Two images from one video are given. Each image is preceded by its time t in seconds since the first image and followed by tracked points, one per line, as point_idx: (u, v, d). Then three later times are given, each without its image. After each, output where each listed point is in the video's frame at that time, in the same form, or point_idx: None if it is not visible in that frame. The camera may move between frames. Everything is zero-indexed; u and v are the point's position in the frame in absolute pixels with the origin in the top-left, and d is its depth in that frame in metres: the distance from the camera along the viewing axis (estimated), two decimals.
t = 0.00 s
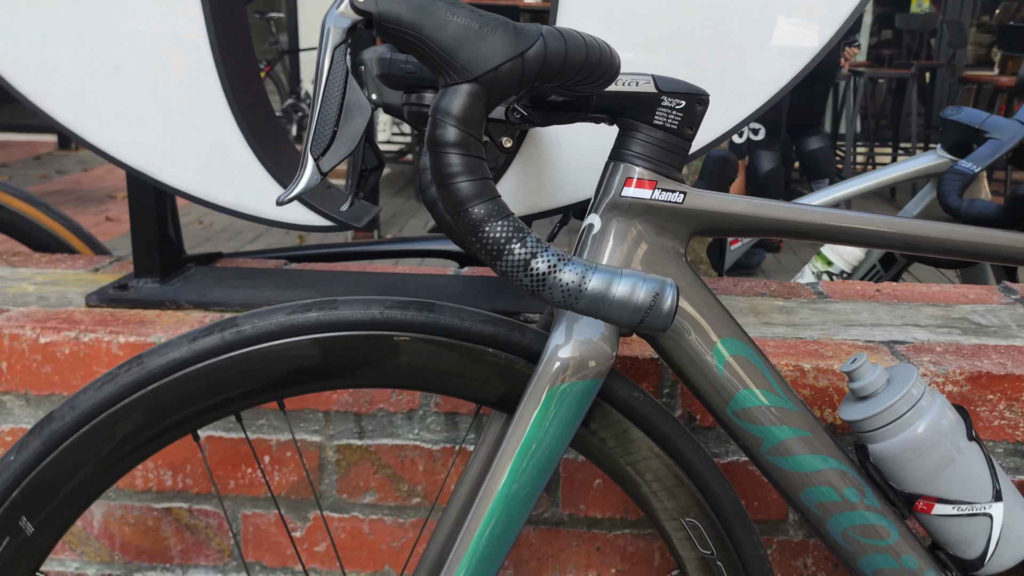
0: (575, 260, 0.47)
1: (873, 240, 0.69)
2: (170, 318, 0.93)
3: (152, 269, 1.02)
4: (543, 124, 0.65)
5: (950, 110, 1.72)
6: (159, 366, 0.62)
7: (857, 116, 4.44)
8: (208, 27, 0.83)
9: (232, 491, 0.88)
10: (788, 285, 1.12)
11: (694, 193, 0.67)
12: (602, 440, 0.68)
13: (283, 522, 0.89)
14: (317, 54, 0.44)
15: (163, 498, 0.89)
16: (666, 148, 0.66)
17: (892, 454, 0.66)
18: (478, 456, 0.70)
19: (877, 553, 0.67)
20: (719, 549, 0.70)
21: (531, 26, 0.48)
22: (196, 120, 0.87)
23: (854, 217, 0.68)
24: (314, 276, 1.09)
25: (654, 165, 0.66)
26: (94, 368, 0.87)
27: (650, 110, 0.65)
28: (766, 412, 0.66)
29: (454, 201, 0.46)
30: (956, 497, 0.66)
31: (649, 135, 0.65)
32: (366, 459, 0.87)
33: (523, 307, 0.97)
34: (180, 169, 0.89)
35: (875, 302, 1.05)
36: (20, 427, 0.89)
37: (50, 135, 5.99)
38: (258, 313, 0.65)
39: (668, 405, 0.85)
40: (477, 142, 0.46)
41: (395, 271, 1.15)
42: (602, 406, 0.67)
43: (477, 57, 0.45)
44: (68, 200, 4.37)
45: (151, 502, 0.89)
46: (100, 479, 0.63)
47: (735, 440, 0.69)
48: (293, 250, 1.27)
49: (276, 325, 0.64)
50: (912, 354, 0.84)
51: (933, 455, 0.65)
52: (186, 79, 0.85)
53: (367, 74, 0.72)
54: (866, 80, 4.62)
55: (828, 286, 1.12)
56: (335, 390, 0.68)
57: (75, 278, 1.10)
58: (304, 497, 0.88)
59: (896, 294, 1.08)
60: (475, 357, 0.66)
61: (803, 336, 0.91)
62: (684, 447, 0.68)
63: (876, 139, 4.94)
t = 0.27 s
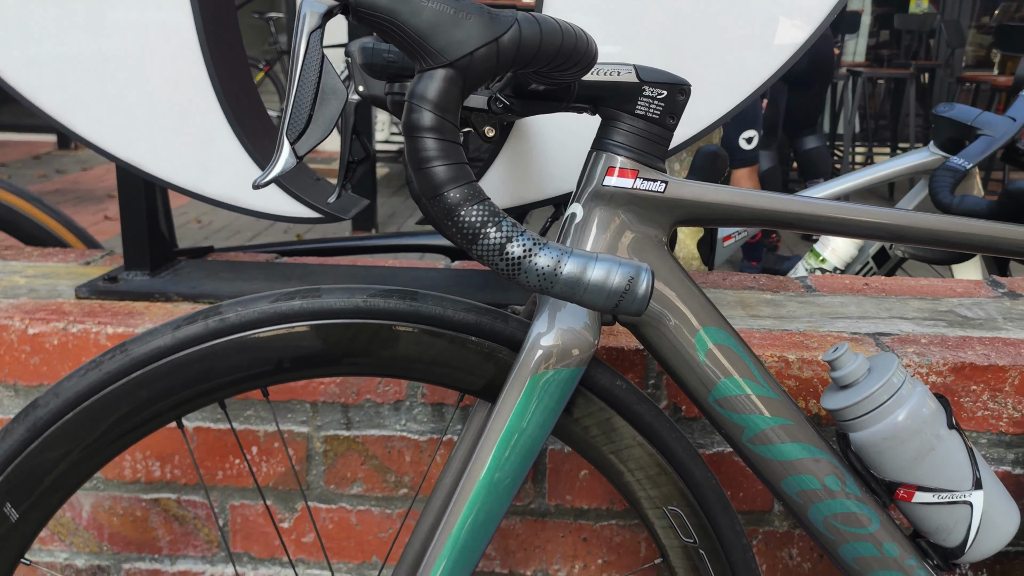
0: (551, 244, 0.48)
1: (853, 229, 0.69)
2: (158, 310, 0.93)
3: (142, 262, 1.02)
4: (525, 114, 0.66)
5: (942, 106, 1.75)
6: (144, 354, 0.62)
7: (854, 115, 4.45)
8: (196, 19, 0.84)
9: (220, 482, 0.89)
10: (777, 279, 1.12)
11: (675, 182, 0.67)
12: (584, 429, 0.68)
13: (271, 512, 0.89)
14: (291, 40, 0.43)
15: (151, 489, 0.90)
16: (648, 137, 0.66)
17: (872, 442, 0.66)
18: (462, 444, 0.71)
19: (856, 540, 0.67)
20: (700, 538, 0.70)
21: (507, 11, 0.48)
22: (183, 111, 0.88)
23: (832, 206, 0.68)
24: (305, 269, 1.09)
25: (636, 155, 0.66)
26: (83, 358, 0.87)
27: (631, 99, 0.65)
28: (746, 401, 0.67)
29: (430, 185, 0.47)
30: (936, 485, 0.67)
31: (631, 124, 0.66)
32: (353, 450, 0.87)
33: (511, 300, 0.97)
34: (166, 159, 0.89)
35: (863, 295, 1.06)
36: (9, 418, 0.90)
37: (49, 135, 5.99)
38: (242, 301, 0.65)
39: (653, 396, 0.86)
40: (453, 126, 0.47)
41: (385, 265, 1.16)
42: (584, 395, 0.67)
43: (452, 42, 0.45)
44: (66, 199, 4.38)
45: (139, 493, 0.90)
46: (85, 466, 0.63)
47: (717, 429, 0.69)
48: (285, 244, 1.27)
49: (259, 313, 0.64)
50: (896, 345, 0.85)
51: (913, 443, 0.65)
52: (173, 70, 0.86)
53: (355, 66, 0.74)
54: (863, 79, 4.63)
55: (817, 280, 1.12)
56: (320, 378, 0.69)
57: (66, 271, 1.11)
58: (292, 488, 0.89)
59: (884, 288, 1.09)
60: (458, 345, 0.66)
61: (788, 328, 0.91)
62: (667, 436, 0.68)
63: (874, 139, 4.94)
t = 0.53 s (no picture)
0: (529, 230, 0.48)
1: (835, 219, 0.70)
2: (148, 303, 0.93)
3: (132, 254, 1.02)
4: (509, 104, 0.66)
5: (936, 103, 1.75)
6: (128, 342, 0.63)
7: (852, 114, 4.45)
8: (185, 12, 0.84)
9: (208, 473, 0.89)
10: (767, 273, 1.12)
11: (658, 172, 0.67)
12: (569, 418, 0.69)
13: (259, 504, 0.89)
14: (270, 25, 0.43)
15: (140, 480, 0.90)
16: (631, 127, 0.66)
17: (854, 432, 0.66)
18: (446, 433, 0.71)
19: (839, 530, 0.67)
20: (684, 527, 0.70)
21: None
22: (172, 103, 0.88)
23: (812, 195, 0.68)
24: (295, 262, 1.09)
25: (619, 145, 0.66)
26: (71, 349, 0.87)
27: (614, 90, 0.65)
28: (729, 390, 0.67)
29: (407, 171, 0.47)
30: (918, 474, 0.67)
31: (614, 114, 0.66)
32: (341, 442, 0.87)
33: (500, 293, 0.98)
34: (155, 151, 0.89)
35: (852, 289, 1.06)
36: None
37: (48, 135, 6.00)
38: (226, 290, 0.65)
39: (640, 388, 0.86)
40: (430, 112, 0.47)
41: (376, 259, 1.16)
42: (568, 384, 0.67)
43: (428, 28, 0.45)
44: (65, 198, 4.38)
45: (128, 484, 0.90)
46: (69, 454, 0.63)
47: (701, 418, 0.69)
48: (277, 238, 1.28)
49: (244, 301, 0.64)
50: (882, 337, 0.85)
51: (895, 432, 0.66)
52: (162, 63, 0.86)
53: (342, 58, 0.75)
54: (861, 78, 4.63)
55: (806, 274, 1.12)
56: (304, 367, 0.69)
57: (58, 265, 1.11)
58: (280, 480, 0.89)
59: (873, 282, 1.09)
60: (442, 334, 0.67)
61: (775, 320, 0.92)
62: (650, 425, 0.69)
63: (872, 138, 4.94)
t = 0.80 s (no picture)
0: (506, 215, 0.48)
1: (819, 209, 0.70)
2: (137, 295, 0.93)
3: (122, 247, 1.02)
4: (493, 93, 0.66)
5: (929, 100, 1.76)
6: (112, 330, 0.63)
7: (850, 112, 4.45)
8: (173, 6, 0.84)
9: (196, 464, 0.89)
10: (757, 267, 1.12)
11: (642, 161, 0.67)
12: (554, 407, 0.69)
13: (247, 495, 0.90)
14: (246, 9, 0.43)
15: (128, 472, 0.90)
16: (615, 117, 0.66)
17: (837, 421, 0.67)
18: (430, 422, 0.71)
19: (822, 519, 0.67)
20: (668, 516, 0.70)
21: None
22: (160, 96, 0.88)
23: (795, 185, 0.68)
24: (286, 255, 1.09)
25: (603, 134, 0.66)
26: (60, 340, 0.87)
27: (598, 79, 0.65)
28: (713, 380, 0.67)
29: (385, 156, 0.47)
30: (900, 463, 0.67)
31: (599, 104, 0.66)
32: (329, 433, 0.88)
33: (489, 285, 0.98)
34: (144, 144, 0.89)
35: (841, 282, 1.06)
36: None
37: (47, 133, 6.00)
38: (210, 279, 0.65)
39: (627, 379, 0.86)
40: (408, 97, 0.47)
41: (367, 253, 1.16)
42: (552, 373, 0.68)
43: (405, 13, 0.45)
44: (63, 196, 4.38)
45: (117, 476, 0.90)
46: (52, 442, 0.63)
47: (685, 407, 0.70)
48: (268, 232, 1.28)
49: (228, 290, 0.64)
50: (868, 329, 0.85)
51: (878, 421, 0.66)
52: (151, 55, 0.86)
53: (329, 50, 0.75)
54: (859, 77, 4.64)
55: (796, 268, 1.12)
56: (288, 356, 0.69)
57: (48, 258, 1.11)
58: (268, 471, 0.89)
59: (863, 275, 1.09)
60: (427, 323, 0.67)
61: (763, 312, 0.92)
62: (634, 415, 0.69)
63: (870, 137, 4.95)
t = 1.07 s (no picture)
0: (485, 201, 0.48)
1: (802, 199, 0.70)
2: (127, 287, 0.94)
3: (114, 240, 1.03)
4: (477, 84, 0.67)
5: (922, 97, 1.76)
6: (97, 318, 0.63)
7: (848, 112, 4.45)
8: None
9: (186, 455, 0.89)
10: (747, 261, 1.13)
11: (626, 151, 0.68)
12: (539, 396, 0.69)
13: (236, 486, 0.90)
14: None
15: (118, 463, 0.90)
16: (599, 107, 0.67)
17: (820, 409, 0.67)
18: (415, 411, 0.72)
19: (805, 507, 0.68)
20: (652, 505, 0.70)
21: None
22: (150, 87, 0.89)
23: (779, 175, 0.69)
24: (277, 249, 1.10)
25: (587, 125, 0.67)
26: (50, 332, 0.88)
27: (582, 70, 0.66)
28: (697, 369, 0.67)
29: (364, 142, 0.47)
30: (883, 452, 0.67)
31: (583, 94, 0.66)
32: (318, 424, 0.88)
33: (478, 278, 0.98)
34: (134, 136, 0.90)
35: (830, 276, 1.06)
36: None
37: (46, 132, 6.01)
38: (195, 268, 0.66)
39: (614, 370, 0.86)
40: (387, 83, 0.47)
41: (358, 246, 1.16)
42: (537, 362, 0.68)
43: None
44: (61, 195, 4.38)
45: (107, 467, 0.90)
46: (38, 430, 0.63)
47: (669, 396, 0.70)
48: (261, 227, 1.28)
49: (213, 279, 0.65)
50: (854, 320, 0.85)
51: (860, 410, 0.66)
52: (140, 47, 0.87)
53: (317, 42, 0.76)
54: (857, 76, 4.64)
55: (786, 262, 1.13)
56: (273, 345, 0.69)
57: (40, 251, 1.11)
58: (257, 462, 0.89)
59: (853, 269, 1.09)
60: (412, 312, 0.67)
61: (751, 305, 0.92)
62: (619, 404, 0.69)
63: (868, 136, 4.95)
